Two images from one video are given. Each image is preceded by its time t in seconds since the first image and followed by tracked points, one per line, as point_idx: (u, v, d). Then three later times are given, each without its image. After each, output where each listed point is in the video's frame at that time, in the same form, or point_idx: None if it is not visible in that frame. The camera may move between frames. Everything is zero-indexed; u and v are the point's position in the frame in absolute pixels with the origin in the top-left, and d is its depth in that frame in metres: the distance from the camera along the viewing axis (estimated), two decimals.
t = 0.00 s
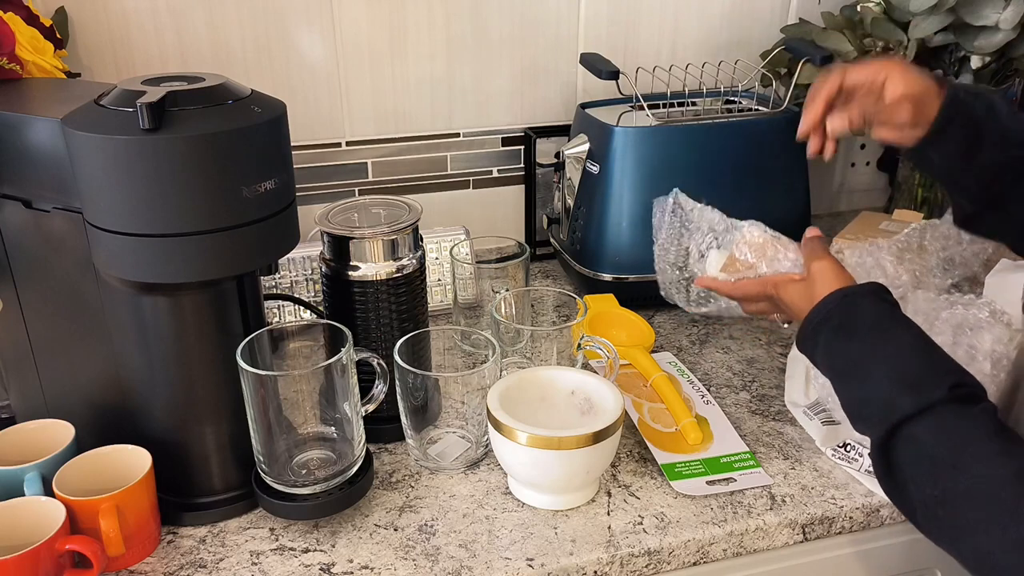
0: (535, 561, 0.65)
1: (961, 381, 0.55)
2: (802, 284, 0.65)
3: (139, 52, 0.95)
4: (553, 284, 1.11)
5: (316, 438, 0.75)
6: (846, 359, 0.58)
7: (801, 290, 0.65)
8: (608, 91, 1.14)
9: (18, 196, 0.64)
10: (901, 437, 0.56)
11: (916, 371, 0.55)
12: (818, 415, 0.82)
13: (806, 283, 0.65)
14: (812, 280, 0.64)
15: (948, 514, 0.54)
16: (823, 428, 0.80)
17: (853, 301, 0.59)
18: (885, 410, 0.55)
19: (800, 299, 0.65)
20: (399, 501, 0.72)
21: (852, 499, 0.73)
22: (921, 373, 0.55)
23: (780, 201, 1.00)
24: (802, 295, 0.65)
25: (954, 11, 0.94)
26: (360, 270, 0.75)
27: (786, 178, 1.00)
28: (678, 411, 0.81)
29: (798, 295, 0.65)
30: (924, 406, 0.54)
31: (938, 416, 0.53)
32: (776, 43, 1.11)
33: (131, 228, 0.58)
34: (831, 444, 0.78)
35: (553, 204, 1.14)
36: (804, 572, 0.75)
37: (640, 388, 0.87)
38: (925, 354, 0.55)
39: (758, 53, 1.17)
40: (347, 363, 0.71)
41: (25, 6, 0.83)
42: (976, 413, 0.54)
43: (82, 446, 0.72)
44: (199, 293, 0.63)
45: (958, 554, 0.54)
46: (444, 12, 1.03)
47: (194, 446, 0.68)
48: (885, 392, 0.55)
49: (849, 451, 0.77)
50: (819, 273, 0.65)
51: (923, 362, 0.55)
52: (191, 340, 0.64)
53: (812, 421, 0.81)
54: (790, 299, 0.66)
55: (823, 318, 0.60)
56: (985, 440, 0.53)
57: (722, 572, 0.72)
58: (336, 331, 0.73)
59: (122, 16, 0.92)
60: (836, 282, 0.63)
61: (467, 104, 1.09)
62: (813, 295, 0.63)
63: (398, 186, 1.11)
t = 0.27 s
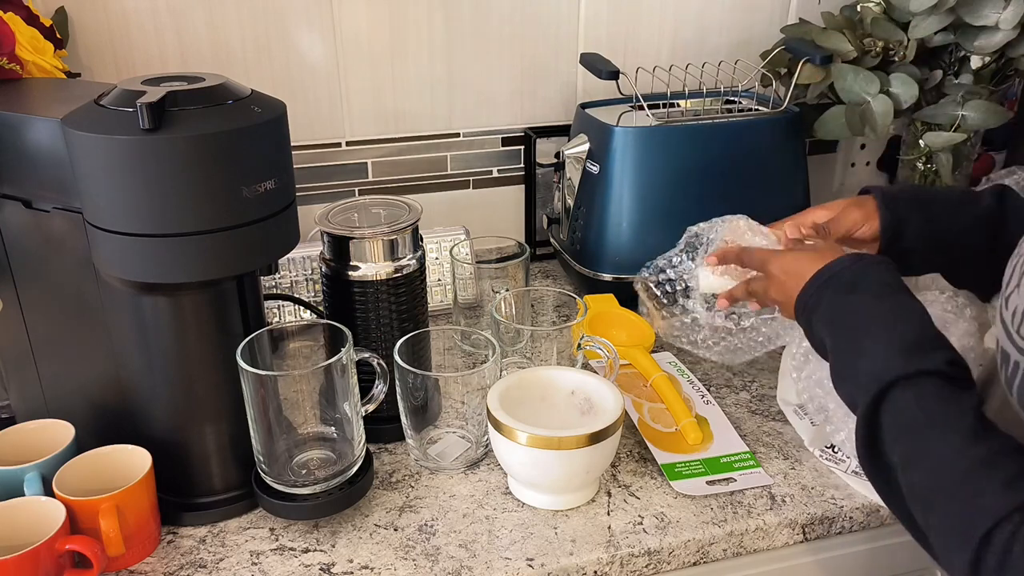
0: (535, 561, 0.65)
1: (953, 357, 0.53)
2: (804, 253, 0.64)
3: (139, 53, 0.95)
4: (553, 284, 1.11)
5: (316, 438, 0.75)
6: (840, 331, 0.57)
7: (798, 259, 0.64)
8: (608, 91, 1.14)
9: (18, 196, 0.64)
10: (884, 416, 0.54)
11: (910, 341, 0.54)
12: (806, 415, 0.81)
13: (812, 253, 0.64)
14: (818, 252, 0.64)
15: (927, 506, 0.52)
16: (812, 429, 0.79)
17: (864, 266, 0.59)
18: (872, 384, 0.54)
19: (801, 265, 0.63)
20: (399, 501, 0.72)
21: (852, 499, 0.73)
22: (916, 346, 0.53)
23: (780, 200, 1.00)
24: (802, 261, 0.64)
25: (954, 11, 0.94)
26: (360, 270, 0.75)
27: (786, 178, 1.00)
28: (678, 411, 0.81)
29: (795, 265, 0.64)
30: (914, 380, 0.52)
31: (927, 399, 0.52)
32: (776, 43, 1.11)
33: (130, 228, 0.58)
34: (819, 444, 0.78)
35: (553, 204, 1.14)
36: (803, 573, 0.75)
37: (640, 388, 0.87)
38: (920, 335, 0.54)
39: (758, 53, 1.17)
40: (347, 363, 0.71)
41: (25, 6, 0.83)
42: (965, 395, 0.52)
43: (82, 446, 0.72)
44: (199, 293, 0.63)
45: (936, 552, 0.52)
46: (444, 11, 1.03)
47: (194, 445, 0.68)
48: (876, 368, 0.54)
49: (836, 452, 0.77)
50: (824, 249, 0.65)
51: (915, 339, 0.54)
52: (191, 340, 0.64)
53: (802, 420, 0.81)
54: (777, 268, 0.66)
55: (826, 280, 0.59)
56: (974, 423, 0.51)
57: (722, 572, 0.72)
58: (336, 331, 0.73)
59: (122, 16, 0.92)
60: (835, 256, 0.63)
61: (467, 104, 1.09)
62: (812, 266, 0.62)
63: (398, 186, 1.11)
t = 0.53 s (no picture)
0: (535, 561, 0.65)
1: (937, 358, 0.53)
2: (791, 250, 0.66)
3: (139, 53, 0.95)
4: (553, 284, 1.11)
5: (316, 438, 0.75)
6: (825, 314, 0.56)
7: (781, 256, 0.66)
8: (608, 91, 1.14)
9: (18, 196, 0.64)
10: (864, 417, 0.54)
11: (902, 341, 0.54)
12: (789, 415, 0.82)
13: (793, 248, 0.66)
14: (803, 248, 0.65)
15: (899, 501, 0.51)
16: (792, 431, 0.80)
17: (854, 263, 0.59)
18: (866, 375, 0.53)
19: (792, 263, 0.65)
20: (399, 501, 0.72)
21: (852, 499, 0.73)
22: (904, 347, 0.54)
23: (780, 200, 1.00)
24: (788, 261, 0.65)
25: (954, 11, 0.94)
26: (360, 270, 0.75)
27: (786, 178, 1.00)
28: (678, 411, 0.80)
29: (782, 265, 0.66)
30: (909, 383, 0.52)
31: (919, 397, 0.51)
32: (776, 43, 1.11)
33: (131, 228, 0.58)
34: (799, 446, 0.78)
35: (552, 204, 1.14)
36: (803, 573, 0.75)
37: (640, 389, 0.87)
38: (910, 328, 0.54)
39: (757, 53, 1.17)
40: (347, 363, 0.71)
41: (25, 6, 0.83)
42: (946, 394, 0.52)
43: (82, 446, 0.72)
44: (199, 293, 0.63)
45: (900, 547, 0.52)
46: (444, 11, 1.03)
47: (194, 445, 0.68)
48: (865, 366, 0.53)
49: (816, 453, 0.77)
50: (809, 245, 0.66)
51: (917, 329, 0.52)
52: (191, 340, 0.64)
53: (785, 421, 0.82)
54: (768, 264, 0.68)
55: (811, 277, 0.60)
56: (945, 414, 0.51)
57: (722, 572, 0.72)
58: (336, 331, 0.73)
59: (122, 16, 0.92)
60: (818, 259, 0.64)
61: (467, 104, 1.09)
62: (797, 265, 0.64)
63: (398, 186, 1.11)
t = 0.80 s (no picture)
0: (535, 561, 0.65)
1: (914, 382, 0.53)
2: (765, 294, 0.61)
3: (139, 53, 0.95)
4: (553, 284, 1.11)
5: (316, 438, 0.75)
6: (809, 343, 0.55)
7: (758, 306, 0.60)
8: (608, 91, 1.14)
9: (18, 196, 0.64)
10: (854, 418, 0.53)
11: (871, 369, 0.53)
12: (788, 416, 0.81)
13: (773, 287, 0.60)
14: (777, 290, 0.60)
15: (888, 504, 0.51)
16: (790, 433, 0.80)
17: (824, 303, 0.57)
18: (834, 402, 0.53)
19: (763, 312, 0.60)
20: (399, 501, 0.72)
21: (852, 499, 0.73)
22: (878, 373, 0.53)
23: (780, 200, 1.00)
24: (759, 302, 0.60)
25: (954, 11, 0.94)
26: (360, 270, 0.75)
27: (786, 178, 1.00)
28: (678, 411, 0.80)
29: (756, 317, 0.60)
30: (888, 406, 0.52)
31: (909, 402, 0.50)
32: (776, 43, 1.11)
33: (131, 228, 0.58)
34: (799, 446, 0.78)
35: (552, 204, 1.14)
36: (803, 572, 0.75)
37: (640, 389, 0.86)
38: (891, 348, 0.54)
39: (757, 53, 1.17)
40: (347, 363, 0.71)
41: (25, 6, 0.83)
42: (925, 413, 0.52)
43: (82, 446, 0.72)
44: (199, 293, 0.63)
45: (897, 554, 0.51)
46: (443, 11, 1.03)
47: (194, 445, 0.68)
48: (841, 384, 0.53)
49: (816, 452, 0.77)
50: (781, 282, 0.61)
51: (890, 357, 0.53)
52: (191, 340, 0.64)
53: (784, 421, 0.81)
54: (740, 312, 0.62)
55: (793, 314, 0.57)
56: (933, 422, 0.51)
57: (722, 572, 0.72)
58: (336, 331, 0.73)
59: (122, 16, 0.92)
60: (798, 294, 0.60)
61: (467, 103, 1.09)
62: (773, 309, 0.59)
63: (398, 186, 1.11)
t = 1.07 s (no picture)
0: (535, 561, 0.65)
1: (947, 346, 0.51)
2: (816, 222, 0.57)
3: (139, 54, 0.95)
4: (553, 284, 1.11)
5: (316, 438, 0.75)
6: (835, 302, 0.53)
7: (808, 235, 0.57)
8: (608, 91, 1.14)
9: (18, 196, 0.64)
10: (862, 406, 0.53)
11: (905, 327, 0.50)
12: (788, 415, 0.82)
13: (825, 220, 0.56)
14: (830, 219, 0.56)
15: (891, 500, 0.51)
16: (791, 428, 0.80)
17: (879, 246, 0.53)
18: (858, 358, 0.51)
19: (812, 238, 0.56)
20: (399, 501, 0.72)
21: (852, 499, 0.73)
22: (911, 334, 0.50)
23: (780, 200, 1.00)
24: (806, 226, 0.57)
25: (954, 11, 0.94)
26: (360, 270, 0.75)
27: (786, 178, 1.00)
28: (678, 411, 0.80)
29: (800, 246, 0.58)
30: (914, 369, 0.50)
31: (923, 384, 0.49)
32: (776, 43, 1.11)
33: (131, 228, 0.58)
34: (799, 443, 0.79)
35: (552, 204, 1.14)
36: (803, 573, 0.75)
37: (640, 389, 0.86)
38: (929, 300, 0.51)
39: (757, 53, 1.17)
40: (347, 363, 0.71)
41: (25, 6, 0.83)
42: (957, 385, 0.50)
43: (81, 446, 0.72)
44: (199, 293, 0.63)
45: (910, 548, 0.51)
46: (444, 11, 1.03)
47: (194, 445, 0.68)
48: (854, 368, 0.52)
49: (816, 450, 0.78)
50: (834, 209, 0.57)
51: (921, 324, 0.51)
52: (191, 340, 0.64)
53: (786, 420, 0.82)
54: (784, 227, 0.59)
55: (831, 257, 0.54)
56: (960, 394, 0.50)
57: (722, 572, 0.72)
58: (336, 331, 0.73)
59: (122, 17, 0.92)
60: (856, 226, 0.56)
61: (467, 103, 1.09)
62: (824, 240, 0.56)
63: (398, 186, 1.11)
